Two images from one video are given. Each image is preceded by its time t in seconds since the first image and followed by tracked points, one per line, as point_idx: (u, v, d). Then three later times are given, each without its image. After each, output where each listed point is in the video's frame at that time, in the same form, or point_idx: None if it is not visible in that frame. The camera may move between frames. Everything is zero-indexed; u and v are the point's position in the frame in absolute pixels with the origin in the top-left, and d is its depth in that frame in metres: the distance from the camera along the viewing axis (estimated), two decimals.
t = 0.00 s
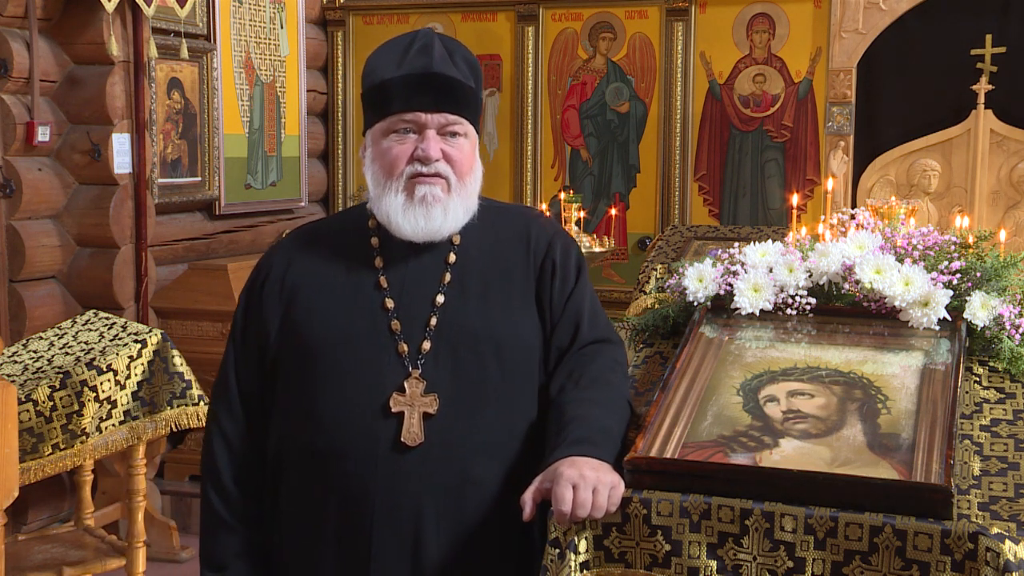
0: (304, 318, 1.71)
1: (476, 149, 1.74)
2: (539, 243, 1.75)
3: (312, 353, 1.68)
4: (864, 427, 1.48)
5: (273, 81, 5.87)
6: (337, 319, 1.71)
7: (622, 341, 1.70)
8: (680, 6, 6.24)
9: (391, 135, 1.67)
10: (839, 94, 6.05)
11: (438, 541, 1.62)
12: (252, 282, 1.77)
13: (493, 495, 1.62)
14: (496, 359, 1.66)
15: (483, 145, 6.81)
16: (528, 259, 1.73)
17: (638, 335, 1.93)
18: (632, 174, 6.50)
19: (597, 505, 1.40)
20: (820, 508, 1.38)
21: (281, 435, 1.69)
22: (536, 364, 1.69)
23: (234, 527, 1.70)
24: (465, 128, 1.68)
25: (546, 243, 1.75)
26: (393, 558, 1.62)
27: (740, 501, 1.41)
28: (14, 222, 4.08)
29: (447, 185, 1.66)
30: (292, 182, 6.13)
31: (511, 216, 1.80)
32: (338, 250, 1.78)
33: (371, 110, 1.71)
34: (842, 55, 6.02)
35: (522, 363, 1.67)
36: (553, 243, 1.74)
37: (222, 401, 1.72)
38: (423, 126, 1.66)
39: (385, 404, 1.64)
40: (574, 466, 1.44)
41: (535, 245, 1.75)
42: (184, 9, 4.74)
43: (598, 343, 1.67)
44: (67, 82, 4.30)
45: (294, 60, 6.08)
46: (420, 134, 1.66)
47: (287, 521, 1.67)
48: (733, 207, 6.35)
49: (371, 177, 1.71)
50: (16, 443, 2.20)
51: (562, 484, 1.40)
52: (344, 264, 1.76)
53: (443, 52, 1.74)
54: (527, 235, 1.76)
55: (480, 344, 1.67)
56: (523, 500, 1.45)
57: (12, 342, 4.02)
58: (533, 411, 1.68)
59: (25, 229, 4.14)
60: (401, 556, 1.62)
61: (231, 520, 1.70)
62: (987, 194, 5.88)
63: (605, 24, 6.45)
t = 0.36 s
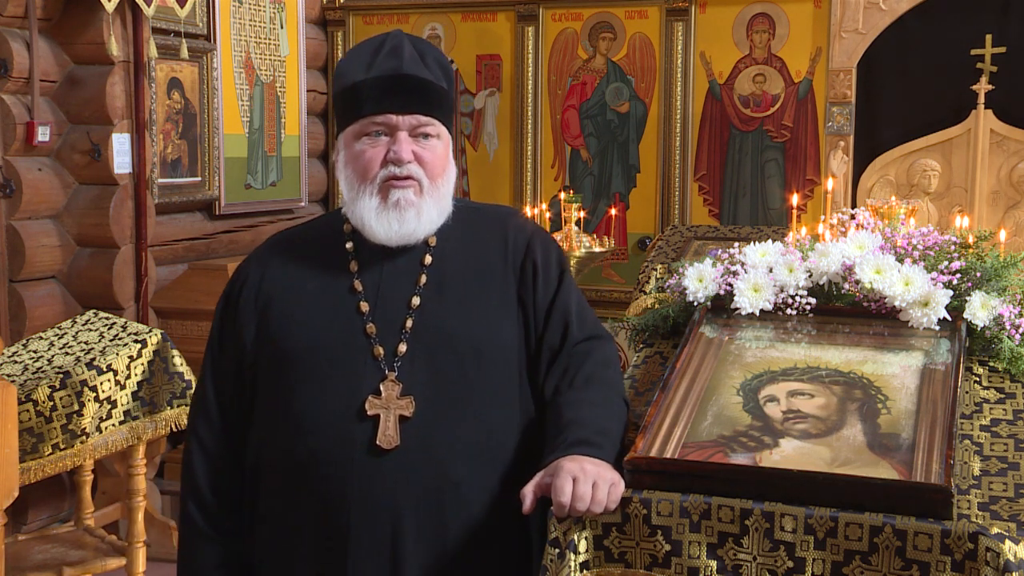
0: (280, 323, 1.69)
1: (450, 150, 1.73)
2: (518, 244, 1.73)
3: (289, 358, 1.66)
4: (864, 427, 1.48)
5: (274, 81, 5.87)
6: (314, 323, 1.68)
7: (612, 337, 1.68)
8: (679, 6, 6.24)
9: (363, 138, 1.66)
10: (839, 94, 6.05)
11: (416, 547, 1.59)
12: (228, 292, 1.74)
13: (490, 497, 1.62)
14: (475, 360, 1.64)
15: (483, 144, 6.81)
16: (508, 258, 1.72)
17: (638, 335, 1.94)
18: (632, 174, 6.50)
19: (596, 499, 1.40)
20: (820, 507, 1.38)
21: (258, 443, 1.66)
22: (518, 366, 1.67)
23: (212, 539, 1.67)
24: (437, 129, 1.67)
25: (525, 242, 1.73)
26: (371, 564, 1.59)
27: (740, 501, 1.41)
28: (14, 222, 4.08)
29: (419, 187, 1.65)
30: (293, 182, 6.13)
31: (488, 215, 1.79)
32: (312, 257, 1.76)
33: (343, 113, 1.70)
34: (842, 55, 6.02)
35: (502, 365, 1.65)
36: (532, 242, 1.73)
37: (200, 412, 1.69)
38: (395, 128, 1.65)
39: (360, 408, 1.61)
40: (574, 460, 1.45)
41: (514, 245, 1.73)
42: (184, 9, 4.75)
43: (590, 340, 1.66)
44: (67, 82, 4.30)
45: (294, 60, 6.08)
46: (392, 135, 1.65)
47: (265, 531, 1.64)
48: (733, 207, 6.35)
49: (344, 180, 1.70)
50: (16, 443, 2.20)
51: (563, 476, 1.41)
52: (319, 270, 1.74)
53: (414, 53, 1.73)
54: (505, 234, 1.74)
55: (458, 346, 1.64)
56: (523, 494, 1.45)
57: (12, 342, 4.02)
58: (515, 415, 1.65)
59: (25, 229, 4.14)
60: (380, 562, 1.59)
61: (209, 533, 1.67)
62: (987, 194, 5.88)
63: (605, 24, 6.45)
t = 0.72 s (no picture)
0: (263, 331, 1.68)
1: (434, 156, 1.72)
2: (506, 254, 1.73)
3: (271, 366, 1.65)
4: (864, 427, 1.48)
5: (274, 81, 5.87)
6: (298, 332, 1.68)
7: (607, 345, 1.67)
8: (680, 6, 6.24)
9: (347, 147, 1.65)
10: (839, 94, 6.05)
11: (397, 557, 1.56)
12: (212, 300, 1.75)
13: (481, 503, 1.60)
14: (459, 370, 1.62)
15: (483, 144, 6.82)
16: (496, 269, 1.71)
17: (638, 335, 1.94)
18: (632, 174, 6.51)
19: (596, 500, 1.40)
20: (820, 507, 1.38)
21: (238, 452, 1.64)
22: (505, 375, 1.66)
23: (190, 545, 1.67)
24: (422, 137, 1.66)
25: (513, 253, 1.73)
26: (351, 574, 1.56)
27: (740, 501, 1.41)
28: (14, 222, 4.08)
29: (405, 199, 1.65)
30: (293, 182, 6.13)
31: (475, 226, 1.78)
32: (296, 265, 1.75)
33: (325, 123, 1.69)
34: (842, 55, 6.02)
35: (489, 374, 1.63)
36: (520, 253, 1.73)
37: (182, 420, 1.70)
38: (378, 137, 1.63)
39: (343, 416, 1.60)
40: (574, 460, 1.44)
41: (502, 255, 1.72)
42: (184, 9, 4.75)
43: (584, 348, 1.65)
44: (67, 82, 4.30)
45: (294, 60, 6.08)
46: (377, 144, 1.64)
47: (242, 541, 1.62)
48: (733, 207, 6.35)
49: (327, 189, 1.69)
50: (16, 443, 2.20)
51: (563, 476, 1.40)
52: (303, 279, 1.73)
53: (397, 61, 1.72)
54: (492, 245, 1.74)
55: (443, 355, 1.63)
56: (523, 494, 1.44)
57: (12, 342, 4.02)
58: (502, 423, 1.64)
59: (25, 229, 4.14)
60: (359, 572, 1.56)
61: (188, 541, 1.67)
62: (987, 194, 5.88)
63: (605, 24, 6.45)
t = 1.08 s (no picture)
0: (262, 333, 1.68)
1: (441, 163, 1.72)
2: (508, 261, 1.73)
3: (269, 368, 1.65)
4: (864, 427, 1.48)
5: (274, 81, 5.87)
6: (297, 335, 1.68)
7: (609, 349, 1.67)
8: (680, 6, 6.24)
9: (353, 152, 1.65)
10: (839, 94, 6.05)
11: (390, 559, 1.56)
12: (211, 300, 1.75)
13: (478, 506, 1.60)
14: (458, 373, 1.62)
15: (483, 144, 6.82)
16: (498, 275, 1.71)
17: (638, 335, 1.94)
18: (632, 174, 6.51)
19: (597, 506, 1.39)
20: (820, 507, 1.38)
21: (234, 454, 1.64)
22: (505, 380, 1.66)
23: (184, 543, 1.67)
24: (428, 144, 1.66)
25: (516, 260, 1.73)
26: None
27: (740, 501, 1.41)
28: (14, 222, 4.08)
29: (409, 204, 1.65)
30: (293, 182, 6.13)
31: (478, 234, 1.78)
32: (298, 267, 1.75)
33: (331, 127, 1.69)
34: (842, 55, 6.02)
35: (489, 379, 1.63)
36: (523, 260, 1.73)
37: (177, 418, 1.70)
38: (384, 142, 1.64)
39: (341, 419, 1.60)
40: (573, 466, 1.43)
41: (505, 262, 1.72)
42: (183, 9, 4.75)
43: (588, 352, 1.65)
44: (67, 82, 4.30)
45: (294, 61, 6.08)
46: (382, 150, 1.65)
47: (235, 542, 1.62)
48: (733, 207, 6.35)
49: (334, 194, 1.70)
50: (16, 443, 2.20)
51: (563, 486, 1.39)
52: (306, 280, 1.73)
53: (406, 67, 1.72)
54: (495, 251, 1.74)
55: (443, 359, 1.63)
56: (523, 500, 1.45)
57: (12, 342, 4.02)
58: (502, 427, 1.64)
59: (25, 229, 4.14)
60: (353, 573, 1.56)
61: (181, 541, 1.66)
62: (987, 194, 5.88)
63: (605, 24, 6.45)
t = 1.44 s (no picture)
0: (262, 335, 1.68)
1: (440, 167, 1.72)
2: (509, 263, 1.73)
3: (269, 371, 1.65)
4: (864, 427, 1.48)
5: (274, 81, 5.87)
6: (297, 336, 1.67)
7: (609, 350, 1.68)
8: (680, 6, 6.24)
9: (353, 155, 1.65)
10: (839, 94, 6.05)
11: (390, 561, 1.57)
12: (211, 301, 1.75)
13: (478, 508, 1.60)
14: (459, 375, 1.62)
15: (483, 144, 6.82)
16: (498, 278, 1.71)
17: (638, 335, 1.94)
18: (632, 174, 6.51)
19: (598, 509, 1.39)
20: (820, 508, 1.38)
21: (234, 455, 1.64)
22: (506, 381, 1.66)
23: (184, 542, 1.67)
24: (428, 147, 1.66)
25: (516, 262, 1.73)
26: None
27: (740, 501, 1.41)
28: (14, 222, 4.08)
29: (410, 207, 1.65)
30: (293, 182, 6.13)
31: (479, 236, 1.79)
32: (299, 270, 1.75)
33: (332, 130, 1.69)
34: (842, 55, 6.02)
35: (489, 381, 1.63)
36: (523, 262, 1.73)
37: (176, 419, 1.69)
38: (385, 146, 1.64)
39: (342, 422, 1.59)
40: (573, 470, 1.43)
41: (505, 264, 1.73)
42: (184, 9, 4.75)
43: (587, 353, 1.65)
44: (67, 82, 4.30)
45: (294, 61, 6.08)
46: (383, 154, 1.64)
47: (233, 543, 1.62)
48: (733, 207, 6.36)
49: (334, 198, 1.70)
50: (16, 443, 2.20)
51: (562, 491, 1.39)
52: (307, 282, 1.73)
53: (407, 70, 1.72)
54: (495, 252, 1.74)
55: (443, 361, 1.63)
56: (524, 506, 1.46)
57: (12, 342, 4.02)
58: (502, 428, 1.64)
59: (25, 229, 4.14)
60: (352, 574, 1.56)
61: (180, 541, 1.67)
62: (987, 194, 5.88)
63: (605, 24, 6.45)
